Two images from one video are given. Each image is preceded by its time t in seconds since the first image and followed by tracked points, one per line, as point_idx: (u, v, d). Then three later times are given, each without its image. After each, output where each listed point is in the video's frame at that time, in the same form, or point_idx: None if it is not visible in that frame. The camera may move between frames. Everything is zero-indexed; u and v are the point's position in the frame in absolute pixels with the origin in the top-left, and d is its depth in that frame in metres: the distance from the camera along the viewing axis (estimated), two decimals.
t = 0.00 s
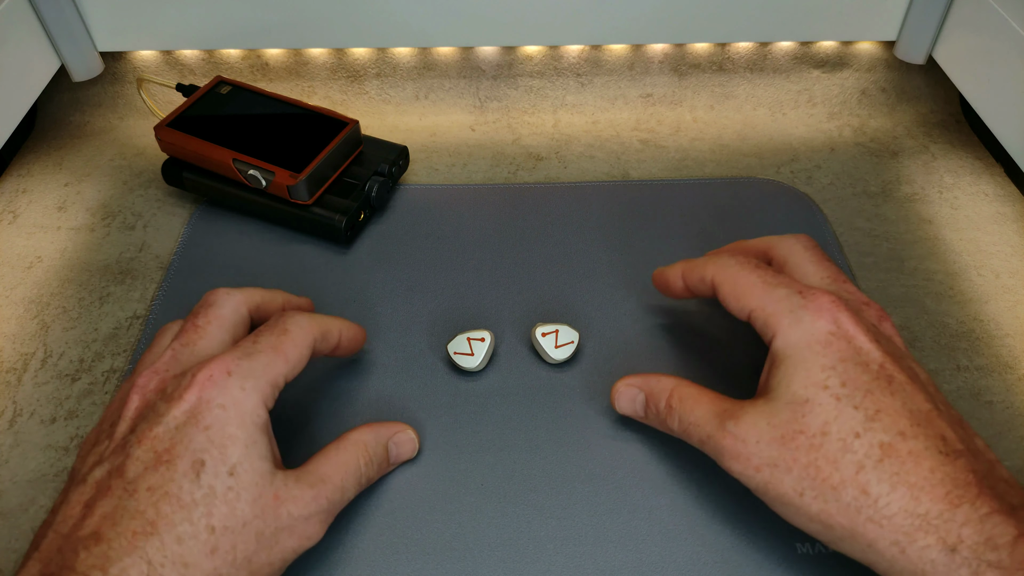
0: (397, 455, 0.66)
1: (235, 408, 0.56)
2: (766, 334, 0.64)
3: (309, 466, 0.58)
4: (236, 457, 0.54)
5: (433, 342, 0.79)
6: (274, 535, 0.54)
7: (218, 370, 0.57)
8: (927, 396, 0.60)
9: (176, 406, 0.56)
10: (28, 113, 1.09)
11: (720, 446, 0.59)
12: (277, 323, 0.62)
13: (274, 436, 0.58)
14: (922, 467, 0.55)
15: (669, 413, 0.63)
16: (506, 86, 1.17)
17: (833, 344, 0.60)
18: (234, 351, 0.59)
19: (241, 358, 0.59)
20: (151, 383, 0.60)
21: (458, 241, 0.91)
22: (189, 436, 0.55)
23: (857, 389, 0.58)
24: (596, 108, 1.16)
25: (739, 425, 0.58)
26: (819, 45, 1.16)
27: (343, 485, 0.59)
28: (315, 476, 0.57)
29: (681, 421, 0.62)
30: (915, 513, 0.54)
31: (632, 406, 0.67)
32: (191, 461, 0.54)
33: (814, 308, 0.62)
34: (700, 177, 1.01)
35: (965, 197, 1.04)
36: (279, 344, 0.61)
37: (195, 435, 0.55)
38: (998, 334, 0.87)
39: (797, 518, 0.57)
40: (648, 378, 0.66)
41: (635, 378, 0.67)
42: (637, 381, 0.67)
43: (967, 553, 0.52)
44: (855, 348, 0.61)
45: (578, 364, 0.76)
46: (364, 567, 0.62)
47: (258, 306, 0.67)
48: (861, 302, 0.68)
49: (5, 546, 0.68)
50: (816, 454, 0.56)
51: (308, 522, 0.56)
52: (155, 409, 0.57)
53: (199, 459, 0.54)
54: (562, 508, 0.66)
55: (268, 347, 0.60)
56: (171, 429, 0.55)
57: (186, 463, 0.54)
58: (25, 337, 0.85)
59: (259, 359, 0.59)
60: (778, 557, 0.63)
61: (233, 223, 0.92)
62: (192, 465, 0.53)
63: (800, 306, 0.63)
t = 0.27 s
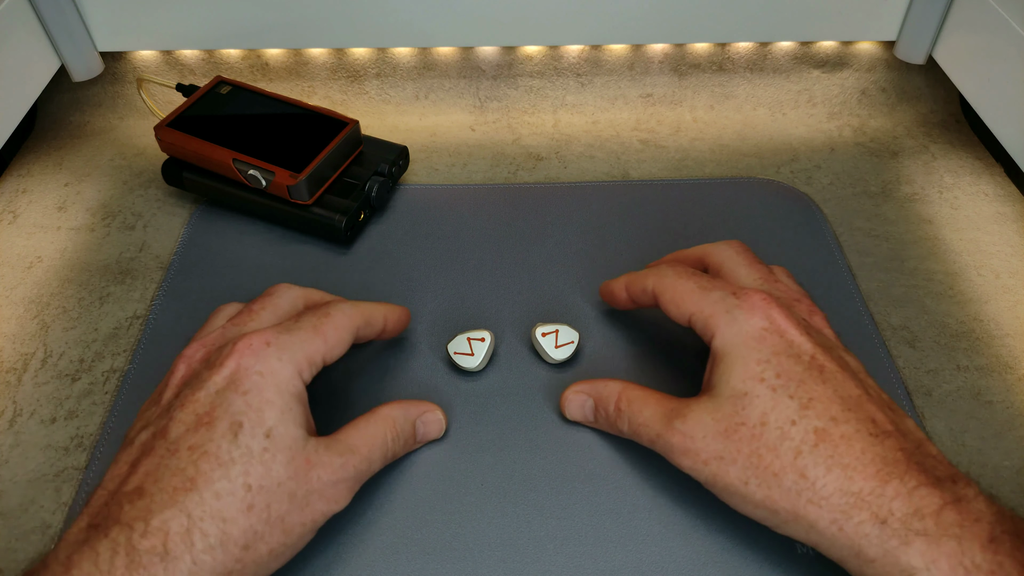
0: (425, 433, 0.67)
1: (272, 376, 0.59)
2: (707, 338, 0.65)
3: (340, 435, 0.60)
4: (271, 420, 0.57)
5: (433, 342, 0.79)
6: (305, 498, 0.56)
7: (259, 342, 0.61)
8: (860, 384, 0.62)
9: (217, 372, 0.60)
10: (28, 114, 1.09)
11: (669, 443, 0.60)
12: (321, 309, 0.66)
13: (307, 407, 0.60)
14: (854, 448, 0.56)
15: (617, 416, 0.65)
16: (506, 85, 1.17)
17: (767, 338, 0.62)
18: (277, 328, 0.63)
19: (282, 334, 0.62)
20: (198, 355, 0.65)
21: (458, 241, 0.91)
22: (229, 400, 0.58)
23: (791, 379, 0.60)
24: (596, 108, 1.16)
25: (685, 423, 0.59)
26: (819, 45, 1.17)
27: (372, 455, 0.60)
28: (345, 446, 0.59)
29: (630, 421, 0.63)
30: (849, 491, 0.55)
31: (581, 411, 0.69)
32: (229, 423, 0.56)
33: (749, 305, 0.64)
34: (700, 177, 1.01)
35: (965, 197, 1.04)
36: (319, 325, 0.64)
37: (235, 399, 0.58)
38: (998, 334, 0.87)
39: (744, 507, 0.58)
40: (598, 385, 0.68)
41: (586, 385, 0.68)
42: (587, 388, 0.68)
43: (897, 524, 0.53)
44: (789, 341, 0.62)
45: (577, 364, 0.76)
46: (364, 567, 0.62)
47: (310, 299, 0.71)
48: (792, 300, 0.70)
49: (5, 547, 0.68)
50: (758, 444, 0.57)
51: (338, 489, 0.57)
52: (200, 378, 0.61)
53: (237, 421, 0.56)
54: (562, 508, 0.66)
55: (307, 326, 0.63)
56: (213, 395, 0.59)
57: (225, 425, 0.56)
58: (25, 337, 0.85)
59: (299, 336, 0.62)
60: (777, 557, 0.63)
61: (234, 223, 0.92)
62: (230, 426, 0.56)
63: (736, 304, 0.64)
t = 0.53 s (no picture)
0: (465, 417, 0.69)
1: (325, 355, 0.60)
2: (658, 329, 0.66)
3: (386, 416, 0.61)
4: (326, 398, 0.59)
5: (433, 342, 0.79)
6: (355, 475, 0.57)
7: (315, 320, 0.62)
8: (804, 363, 0.64)
9: (273, 347, 0.61)
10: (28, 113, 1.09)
11: (630, 435, 0.61)
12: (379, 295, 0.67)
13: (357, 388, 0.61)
14: (804, 427, 0.58)
15: (576, 409, 0.66)
16: (506, 85, 1.17)
17: (717, 325, 0.63)
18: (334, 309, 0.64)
19: (338, 315, 0.63)
20: (256, 329, 0.66)
21: (458, 241, 0.91)
22: (284, 375, 0.60)
23: (741, 364, 0.61)
24: (596, 108, 1.17)
25: (642, 414, 0.61)
26: (819, 45, 1.17)
27: (417, 436, 0.62)
28: (392, 427, 0.60)
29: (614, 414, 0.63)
30: (801, 470, 0.57)
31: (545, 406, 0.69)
32: (284, 398, 0.58)
33: (697, 294, 0.65)
34: (700, 177, 1.02)
35: (965, 197, 1.04)
36: (375, 310, 0.65)
37: (290, 374, 0.60)
38: (998, 334, 0.87)
39: (705, 492, 0.60)
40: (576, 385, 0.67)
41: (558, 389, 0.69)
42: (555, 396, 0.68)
43: (845, 498, 0.55)
44: (737, 327, 0.63)
45: (576, 364, 0.76)
46: (364, 567, 0.62)
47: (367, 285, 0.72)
48: (734, 282, 0.72)
49: (6, 546, 0.68)
50: (714, 430, 0.59)
51: (387, 466, 0.59)
52: (258, 352, 0.63)
53: (292, 396, 0.58)
54: (562, 508, 0.66)
55: (364, 310, 0.64)
56: (269, 369, 0.60)
57: (281, 399, 0.58)
58: (25, 337, 0.85)
59: (355, 319, 0.63)
60: (776, 556, 0.63)
61: (234, 223, 0.92)
62: (286, 401, 0.58)
63: (683, 295, 0.65)
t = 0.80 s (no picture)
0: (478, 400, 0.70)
1: (347, 345, 0.61)
2: (614, 327, 0.66)
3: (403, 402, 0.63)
4: (350, 387, 0.60)
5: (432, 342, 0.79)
6: (380, 462, 0.58)
7: (337, 310, 0.63)
8: (754, 356, 0.64)
9: (297, 337, 0.62)
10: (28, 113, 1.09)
11: (587, 428, 0.62)
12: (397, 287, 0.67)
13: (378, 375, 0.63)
14: (754, 420, 0.58)
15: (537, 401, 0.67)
16: (506, 85, 1.17)
17: (669, 320, 0.63)
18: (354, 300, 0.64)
19: (358, 305, 0.64)
20: (277, 320, 0.67)
21: (457, 241, 0.91)
22: (308, 364, 0.60)
23: (693, 358, 0.61)
24: (596, 108, 1.17)
25: (599, 409, 0.61)
26: (819, 45, 1.17)
27: (436, 420, 0.63)
28: (412, 413, 0.62)
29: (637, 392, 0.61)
30: (751, 463, 0.57)
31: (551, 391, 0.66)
32: (310, 387, 0.59)
33: (648, 292, 0.65)
34: (700, 177, 1.01)
35: (965, 197, 1.04)
36: (395, 302, 0.65)
37: (314, 364, 0.60)
38: (998, 334, 0.87)
39: (661, 486, 0.60)
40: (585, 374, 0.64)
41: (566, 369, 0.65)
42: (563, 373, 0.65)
43: (794, 490, 0.56)
44: (689, 321, 0.63)
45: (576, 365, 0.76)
46: (363, 568, 0.62)
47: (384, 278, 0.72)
48: (684, 276, 0.72)
49: (5, 547, 0.68)
50: (668, 425, 0.59)
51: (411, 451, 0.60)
52: (281, 341, 0.64)
53: (317, 385, 0.59)
54: (562, 508, 0.66)
55: (383, 300, 0.65)
56: (292, 358, 0.61)
57: (307, 388, 0.59)
58: (25, 337, 0.85)
59: (374, 310, 0.64)
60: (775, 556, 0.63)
61: (234, 223, 0.92)
62: (312, 390, 0.59)
63: (634, 293, 0.65)
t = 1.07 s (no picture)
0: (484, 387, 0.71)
1: (363, 339, 0.61)
2: (631, 327, 0.65)
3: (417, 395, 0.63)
4: (366, 378, 0.60)
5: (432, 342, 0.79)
6: (395, 452, 0.59)
7: (352, 304, 0.63)
8: (774, 360, 0.63)
9: (312, 329, 0.62)
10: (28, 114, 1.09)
11: (603, 431, 0.61)
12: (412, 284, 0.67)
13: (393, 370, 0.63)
14: (775, 426, 0.58)
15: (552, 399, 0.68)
16: (506, 85, 1.17)
17: (688, 321, 0.63)
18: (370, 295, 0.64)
19: (373, 300, 0.64)
20: (291, 312, 0.67)
21: (457, 241, 0.91)
22: (324, 357, 0.60)
23: (712, 361, 0.61)
24: (596, 108, 1.17)
25: (614, 411, 0.61)
26: (819, 45, 1.17)
27: (447, 410, 0.64)
28: (425, 404, 0.62)
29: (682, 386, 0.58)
30: (771, 469, 0.57)
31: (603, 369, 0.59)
32: (327, 379, 0.59)
33: (666, 291, 0.64)
34: (700, 177, 1.01)
35: (965, 197, 1.04)
36: (409, 297, 0.65)
37: (330, 356, 0.60)
38: (998, 334, 0.87)
39: (678, 491, 0.60)
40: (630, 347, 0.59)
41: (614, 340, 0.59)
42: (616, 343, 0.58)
43: (815, 497, 0.56)
44: (709, 323, 0.63)
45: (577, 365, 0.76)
46: (363, 568, 0.62)
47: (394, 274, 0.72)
48: (703, 277, 0.72)
49: (5, 547, 0.68)
50: (685, 429, 0.59)
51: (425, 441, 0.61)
52: (295, 334, 0.63)
53: (334, 377, 0.59)
54: (562, 508, 0.66)
55: (398, 295, 0.65)
56: (308, 350, 0.61)
57: (324, 380, 0.59)
58: (25, 337, 0.85)
59: (389, 304, 0.64)
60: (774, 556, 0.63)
61: (233, 223, 0.92)
62: (329, 382, 0.59)
63: (654, 292, 0.64)
